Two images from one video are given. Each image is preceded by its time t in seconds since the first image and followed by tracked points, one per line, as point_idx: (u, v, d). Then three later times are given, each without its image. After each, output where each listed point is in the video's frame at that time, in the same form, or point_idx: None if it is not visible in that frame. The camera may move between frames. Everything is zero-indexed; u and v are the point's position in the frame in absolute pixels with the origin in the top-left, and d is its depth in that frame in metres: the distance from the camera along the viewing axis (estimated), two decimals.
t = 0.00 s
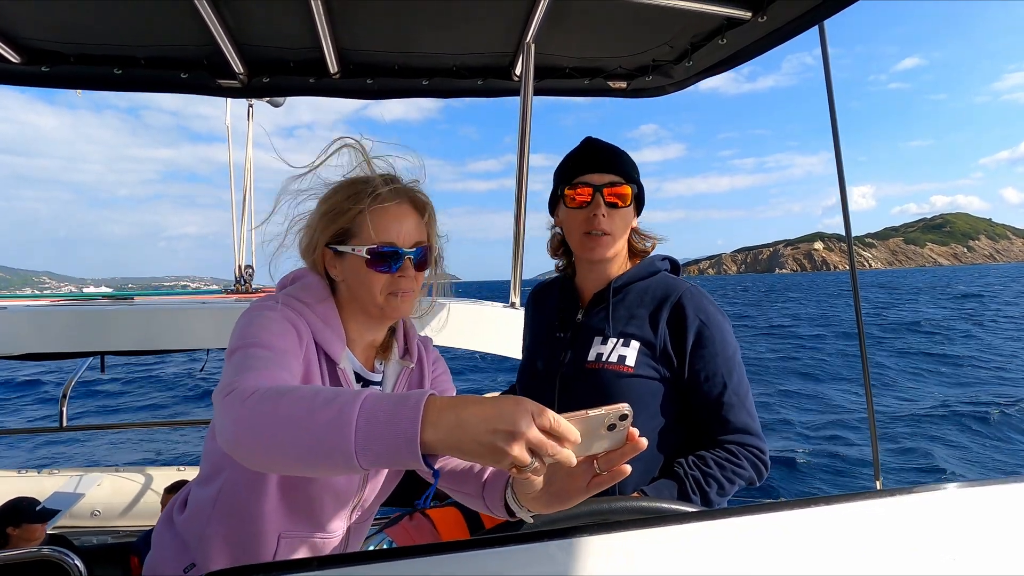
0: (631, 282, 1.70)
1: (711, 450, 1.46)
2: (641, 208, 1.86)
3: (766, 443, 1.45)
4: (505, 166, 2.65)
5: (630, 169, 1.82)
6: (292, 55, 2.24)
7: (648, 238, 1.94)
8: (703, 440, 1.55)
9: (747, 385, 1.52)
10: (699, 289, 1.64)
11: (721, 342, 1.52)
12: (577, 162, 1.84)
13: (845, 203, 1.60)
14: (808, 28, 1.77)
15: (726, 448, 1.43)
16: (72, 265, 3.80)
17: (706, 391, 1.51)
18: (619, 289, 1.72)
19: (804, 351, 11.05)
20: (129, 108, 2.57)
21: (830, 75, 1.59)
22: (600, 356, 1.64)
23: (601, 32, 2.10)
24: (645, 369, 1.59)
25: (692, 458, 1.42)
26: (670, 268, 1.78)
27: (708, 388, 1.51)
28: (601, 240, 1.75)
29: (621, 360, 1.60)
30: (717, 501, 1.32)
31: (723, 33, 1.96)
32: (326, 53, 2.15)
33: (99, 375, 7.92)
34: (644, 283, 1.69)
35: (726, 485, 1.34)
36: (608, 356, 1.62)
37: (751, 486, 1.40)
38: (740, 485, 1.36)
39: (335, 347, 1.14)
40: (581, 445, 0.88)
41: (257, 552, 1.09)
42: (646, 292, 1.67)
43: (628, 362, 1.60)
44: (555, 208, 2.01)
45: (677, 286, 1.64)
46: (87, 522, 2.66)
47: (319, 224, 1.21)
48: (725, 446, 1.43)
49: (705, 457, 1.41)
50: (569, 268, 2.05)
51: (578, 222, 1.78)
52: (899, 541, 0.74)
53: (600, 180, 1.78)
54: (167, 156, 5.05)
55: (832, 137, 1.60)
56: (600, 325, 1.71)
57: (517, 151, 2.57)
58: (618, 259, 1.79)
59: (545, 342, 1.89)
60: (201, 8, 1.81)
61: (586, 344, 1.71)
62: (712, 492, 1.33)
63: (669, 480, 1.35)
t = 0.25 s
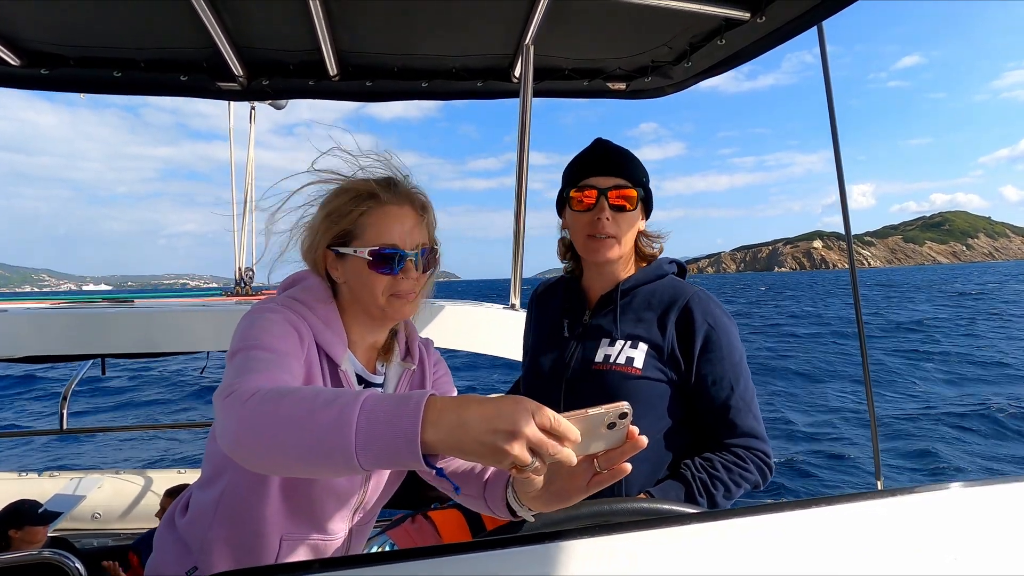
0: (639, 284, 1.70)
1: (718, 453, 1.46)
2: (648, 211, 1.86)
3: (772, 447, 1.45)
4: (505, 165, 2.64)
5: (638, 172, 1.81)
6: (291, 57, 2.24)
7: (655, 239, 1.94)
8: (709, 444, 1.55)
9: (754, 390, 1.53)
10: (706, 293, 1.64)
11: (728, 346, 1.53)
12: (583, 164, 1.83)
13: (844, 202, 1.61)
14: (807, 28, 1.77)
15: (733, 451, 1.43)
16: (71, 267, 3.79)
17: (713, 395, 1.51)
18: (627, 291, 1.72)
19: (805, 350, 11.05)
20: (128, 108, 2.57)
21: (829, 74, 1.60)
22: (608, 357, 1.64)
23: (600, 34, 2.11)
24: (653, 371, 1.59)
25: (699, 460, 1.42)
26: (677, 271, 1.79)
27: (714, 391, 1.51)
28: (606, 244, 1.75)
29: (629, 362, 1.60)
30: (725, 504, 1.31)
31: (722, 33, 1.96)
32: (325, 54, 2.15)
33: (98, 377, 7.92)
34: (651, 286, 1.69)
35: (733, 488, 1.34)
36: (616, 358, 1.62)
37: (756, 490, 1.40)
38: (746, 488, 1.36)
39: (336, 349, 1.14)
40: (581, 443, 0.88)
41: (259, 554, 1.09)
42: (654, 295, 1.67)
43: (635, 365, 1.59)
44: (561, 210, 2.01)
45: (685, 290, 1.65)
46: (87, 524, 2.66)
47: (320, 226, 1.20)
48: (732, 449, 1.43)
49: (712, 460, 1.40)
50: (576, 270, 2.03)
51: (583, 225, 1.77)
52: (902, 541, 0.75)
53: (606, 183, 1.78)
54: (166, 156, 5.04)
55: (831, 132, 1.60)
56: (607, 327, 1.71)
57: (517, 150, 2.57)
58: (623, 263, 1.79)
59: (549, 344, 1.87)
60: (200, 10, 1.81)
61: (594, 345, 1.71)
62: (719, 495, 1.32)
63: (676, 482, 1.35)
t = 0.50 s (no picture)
0: (647, 287, 1.70)
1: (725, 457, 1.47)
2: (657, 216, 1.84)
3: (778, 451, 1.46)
4: (505, 164, 2.64)
5: (647, 176, 1.79)
6: (291, 60, 2.24)
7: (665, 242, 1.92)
8: (716, 448, 1.56)
9: (761, 395, 1.54)
10: (715, 297, 1.64)
11: (737, 351, 1.53)
12: (589, 167, 1.82)
13: (844, 202, 1.61)
14: (806, 27, 1.77)
15: (741, 455, 1.43)
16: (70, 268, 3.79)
17: (721, 400, 1.52)
18: (635, 294, 1.71)
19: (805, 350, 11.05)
20: (127, 108, 2.56)
21: (829, 73, 1.60)
22: (617, 361, 1.63)
23: (599, 35, 2.11)
24: (662, 375, 1.59)
25: (708, 464, 1.42)
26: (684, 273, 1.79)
27: (723, 396, 1.51)
28: (611, 250, 1.74)
29: (638, 367, 1.59)
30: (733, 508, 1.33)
31: (721, 33, 1.96)
32: (324, 56, 2.15)
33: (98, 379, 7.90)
34: (659, 289, 1.69)
35: (742, 492, 1.35)
36: (625, 362, 1.61)
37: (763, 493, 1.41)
38: (754, 492, 1.37)
39: (337, 348, 1.14)
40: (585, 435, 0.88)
41: (262, 554, 1.10)
42: (662, 298, 1.67)
43: (645, 369, 1.59)
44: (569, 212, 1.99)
45: (693, 294, 1.65)
46: (87, 527, 2.66)
47: (315, 227, 1.21)
48: (740, 453, 1.44)
49: (721, 464, 1.41)
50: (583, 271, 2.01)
51: (589, 230, 1.77)
52: (903, 542, 0.76)
53: (612, 188, 1.77)
54: (165, 157, 5.03)
55: (830, 133, 1.61)
56: (614, 329, 1.71)
57: (517, 150, 2.57)
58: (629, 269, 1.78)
59: (554, 346, 1.86)
60: (199, 12, 1.81)
61: (602, 348, 1.70)
62: (728, 499, 1.34)
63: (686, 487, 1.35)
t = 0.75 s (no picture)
0: (652, 289, 1.70)
1: (729, 459, 1.46)
2: (660, 214, 1.82)
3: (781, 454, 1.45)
4: (505, 164, 2.65)
5: (649, 174, 1.77)
6: (291, 60, 2.24)
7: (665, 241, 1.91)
8: (720, 450, 1.55)
9: (764, 397, 1.54)
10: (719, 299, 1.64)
11: (741, 353, 1.53)
12: (590, 168, 1.82)
13: (844, 202, 1.61)
14: (805, 26, 1.77)
15: (745, 458, 1.43)
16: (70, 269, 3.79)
17: (725, 402, 1.51)
18: (639, 294, 1.71)
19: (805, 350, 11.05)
20: (127, 108, 2.56)
21: (829, 73, 1.60)
22: (620, 363, 1.64)
23: (600, 33, 2.10)
24: (666, 377, 1.59)
25: (711, 467, 1.42)
26: (689, 273, 1.78)
27: (727, 398, 1.51)
28: (611, 249, 1.74)
29: (642, 368, 1.60)
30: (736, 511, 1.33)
31: (720, 33, 1.96)
32: (323, 57, 2.15)
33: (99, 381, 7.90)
34: (663, 291, 1.69)
35: (745, 495, 1.35)
36: (629, 363, 1.62)
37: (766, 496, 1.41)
38: (757, 496, 1.36)
39: (336, 347, 1.14)
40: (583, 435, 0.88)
41: (262, 553, 1.09)
42: (666, 300, 1.67)
43: (649, 371, 1.59)
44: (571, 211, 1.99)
45: (698, 295, 1.64)
46: (88, 528, 2.66)
47: (313, 225, 1.21)
48: (744, 456, 1.43)
49: (724, 466, 1.41)
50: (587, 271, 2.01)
51: (589, 231, 1.77)
52: (899, 542, 0.76)
53: (612, 187, 1.76)
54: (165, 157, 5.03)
55: (830, 133, 1.61)
56: (617, 330, 1.70)
57: (516, 150, 2.57)
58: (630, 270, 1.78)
59: (556, 347, 1.85)
60: (199, 14, 1.82)
61: (605, 349, 1.70)
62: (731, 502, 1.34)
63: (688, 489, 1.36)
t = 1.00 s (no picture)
0: (650, 287, 1.68)
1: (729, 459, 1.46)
2: (656, 212, 1.81)
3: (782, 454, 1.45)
4: (505, 164, 2.65)
5: (643, 171, 1.76)
6: (290, 60, 2.24)
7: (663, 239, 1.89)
8: (720, 450, 1.55)
9: (764, 396, 1.54)
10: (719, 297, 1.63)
11: (741, 352, 1.53)
12: (584, 165, 1.82)
13: (843, 203, 1.61)
14: (805, 26, 1.77)
15: (745, 459, 1.43)
16: (70, 270, 3.79)
17: (725, 402, 1.51)
18: (638, 293, 1.70)
19: (805, 350, 11.05)
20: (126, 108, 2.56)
21: (829, 74, 1.60)
22: (619, 363, 1.64)
23: (600, 32, 2.09)
24: (665, 377, 1.59)
25: (711, 467, 1.42)
26: (688, 271, 1.77)
27: (727, 399, 1.51)
28: (604, 248, 1.74)
29: (640, 369, 1.60)
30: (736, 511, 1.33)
31: (720, 32, 1.96)
32: (323, 57, 2.15)
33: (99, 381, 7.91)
34: (663, 290, 1.67)
35: (745, 496, 1.35)
36: (627, 364, 1.62)
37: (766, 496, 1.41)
38: (757, 496, 1.36)
39: (327, 344, 1.14)
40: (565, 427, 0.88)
41: (256, 551, 1.09)
42: (665, 299, 1.66)
43: (647, 371, 1.59)
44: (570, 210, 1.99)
45: (697, 294, 1.63)
46: (88, 528, 2.66)
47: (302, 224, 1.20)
48: (743, 456, 1.44)
49: (724, 467, 1.41)
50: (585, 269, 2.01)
51: (583, 230, 1.77)
52: (899, 541, 0.76)
53: (605, 185, 1.76)
54: (165, 157, 5.03)
55: (830, 134, 1.60)
56: (616, 330, 1.70)
57: (516, 150, 2.57)
58: (623, 268, 1.77)
59: (555, 346, 1.85)
60: (198, 14, 1.82)
61: (604, 349, 1.69)
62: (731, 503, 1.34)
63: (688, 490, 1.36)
